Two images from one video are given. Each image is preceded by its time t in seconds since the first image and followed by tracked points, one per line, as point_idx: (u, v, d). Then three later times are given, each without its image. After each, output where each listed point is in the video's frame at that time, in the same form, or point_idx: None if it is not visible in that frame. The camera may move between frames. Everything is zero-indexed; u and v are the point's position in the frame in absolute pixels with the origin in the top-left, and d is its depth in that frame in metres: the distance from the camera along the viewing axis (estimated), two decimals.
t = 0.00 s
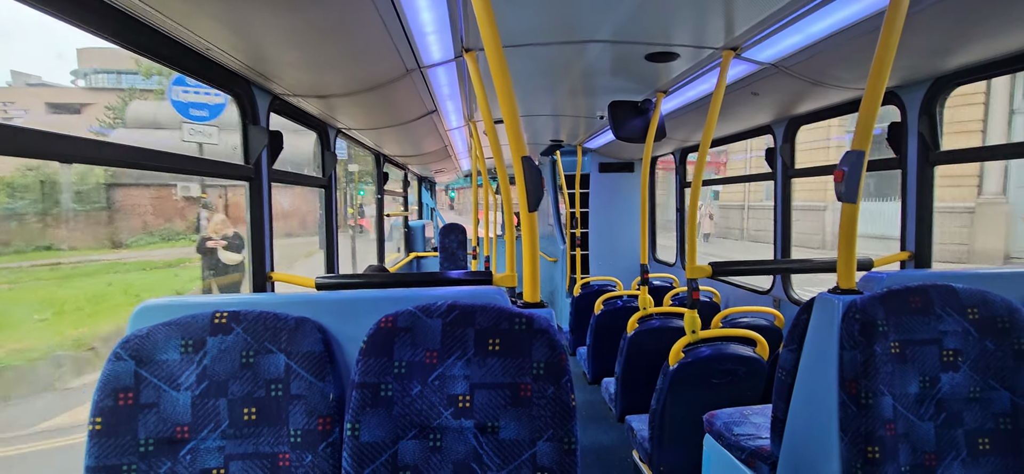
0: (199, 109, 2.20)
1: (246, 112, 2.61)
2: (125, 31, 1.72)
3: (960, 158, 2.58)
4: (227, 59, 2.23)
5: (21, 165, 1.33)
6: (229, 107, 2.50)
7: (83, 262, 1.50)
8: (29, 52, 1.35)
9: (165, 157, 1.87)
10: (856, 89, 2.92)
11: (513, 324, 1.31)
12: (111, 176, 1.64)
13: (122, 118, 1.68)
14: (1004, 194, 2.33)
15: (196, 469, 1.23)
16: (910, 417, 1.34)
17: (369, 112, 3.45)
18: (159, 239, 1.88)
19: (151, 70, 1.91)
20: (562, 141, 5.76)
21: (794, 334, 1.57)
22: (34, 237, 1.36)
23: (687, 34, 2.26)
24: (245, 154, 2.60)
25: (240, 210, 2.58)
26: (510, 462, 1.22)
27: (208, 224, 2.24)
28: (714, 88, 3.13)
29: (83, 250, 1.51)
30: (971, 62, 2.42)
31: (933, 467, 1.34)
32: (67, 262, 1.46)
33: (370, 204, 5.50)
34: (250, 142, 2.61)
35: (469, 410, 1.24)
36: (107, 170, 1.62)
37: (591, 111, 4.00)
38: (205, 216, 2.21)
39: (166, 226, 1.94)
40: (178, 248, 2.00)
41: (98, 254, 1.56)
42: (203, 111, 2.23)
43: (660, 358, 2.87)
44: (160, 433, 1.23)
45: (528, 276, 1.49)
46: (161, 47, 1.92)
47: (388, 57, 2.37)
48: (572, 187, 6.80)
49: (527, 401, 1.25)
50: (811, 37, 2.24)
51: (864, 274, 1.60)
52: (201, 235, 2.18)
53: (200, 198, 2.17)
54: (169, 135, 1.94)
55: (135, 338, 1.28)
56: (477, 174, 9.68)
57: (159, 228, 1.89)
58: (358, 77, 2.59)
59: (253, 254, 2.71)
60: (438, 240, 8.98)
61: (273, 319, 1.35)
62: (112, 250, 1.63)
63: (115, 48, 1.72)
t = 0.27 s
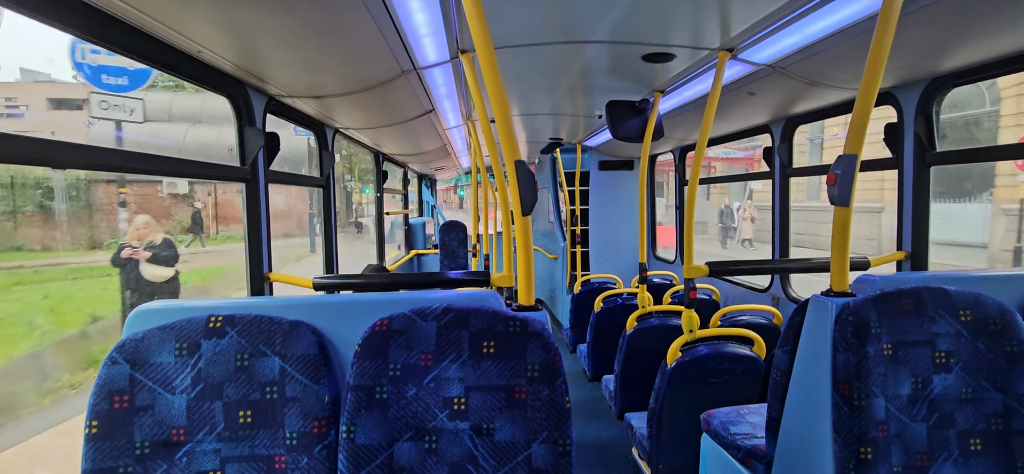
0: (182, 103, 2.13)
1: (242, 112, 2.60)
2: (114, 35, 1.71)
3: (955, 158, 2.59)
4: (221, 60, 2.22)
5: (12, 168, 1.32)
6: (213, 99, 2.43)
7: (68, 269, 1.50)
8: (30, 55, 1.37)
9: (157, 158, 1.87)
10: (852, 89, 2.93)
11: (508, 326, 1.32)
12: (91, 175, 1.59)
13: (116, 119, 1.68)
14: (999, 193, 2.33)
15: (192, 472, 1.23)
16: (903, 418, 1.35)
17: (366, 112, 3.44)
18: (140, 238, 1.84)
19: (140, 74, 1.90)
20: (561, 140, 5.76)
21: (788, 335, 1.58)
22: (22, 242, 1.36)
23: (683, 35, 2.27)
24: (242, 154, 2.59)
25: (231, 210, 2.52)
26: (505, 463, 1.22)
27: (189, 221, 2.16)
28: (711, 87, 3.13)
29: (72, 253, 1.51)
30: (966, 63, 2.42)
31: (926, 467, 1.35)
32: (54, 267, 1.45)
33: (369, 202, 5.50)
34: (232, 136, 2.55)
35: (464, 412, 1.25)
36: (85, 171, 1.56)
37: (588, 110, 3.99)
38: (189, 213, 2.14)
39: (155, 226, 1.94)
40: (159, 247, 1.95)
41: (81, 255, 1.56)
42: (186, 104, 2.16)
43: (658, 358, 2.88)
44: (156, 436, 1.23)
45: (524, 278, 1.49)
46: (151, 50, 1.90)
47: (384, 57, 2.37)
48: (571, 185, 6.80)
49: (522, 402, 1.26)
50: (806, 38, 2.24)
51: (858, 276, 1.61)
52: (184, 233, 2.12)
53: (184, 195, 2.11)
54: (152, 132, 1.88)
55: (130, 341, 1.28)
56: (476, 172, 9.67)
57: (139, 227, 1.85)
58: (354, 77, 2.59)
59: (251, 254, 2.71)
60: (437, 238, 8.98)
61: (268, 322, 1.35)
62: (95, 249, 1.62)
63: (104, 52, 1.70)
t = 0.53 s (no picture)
0: (168, 95, 2.00)
1: (243, 111, 2.60)
2: (118, 32, 1.71)
3: (952, 158, 2.60)
4: (223, 59, 2.22)
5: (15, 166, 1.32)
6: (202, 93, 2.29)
7: (71, 274, 1.48)
8: (34, 52, 1.37)
9: (161, 156, 1.87)
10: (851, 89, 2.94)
11: (511, 325, 1.33)
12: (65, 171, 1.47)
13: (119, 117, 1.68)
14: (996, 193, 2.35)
15: (198, 469, 1.24)
16: (901, 416, 1.36)
17: (365, 110, 3.45)
18: (123, 241, 1.73)
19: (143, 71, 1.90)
20: (558, 138, 5.76)
21: (789, 334, 1.59)
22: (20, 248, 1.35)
23: (683, 35, 2.27)
24: (243, 152, 2.59)
25: (218, 212, 2.39)
26: (509, 461, 1.24)
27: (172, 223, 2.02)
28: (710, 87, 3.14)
29: (77, 254, 1.51)
30: (964, 64, 2.44)
31: (924, 465, 1.37)
32: (55, 273, 1.44)
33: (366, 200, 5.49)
34: (223, 134, 2.42)
35: (468, 410, 1.26)
36: (59, 166, 1.44)
37: (587, 109, 4.00)
38: (170, 215, 1.99)
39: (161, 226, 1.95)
40: (138, 253, 1.81)
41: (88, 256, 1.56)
42: (173, 97, 2.03)
43: (656, 356, 2.89)
44: (162, 434, 1.24)
45: (527, 277, 1.50)
46: (155, 47, 1.90)
47: (385, 57, 2.37)
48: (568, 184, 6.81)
49: (525, 401, 1.27)
50: (806, 38, 2.25)
51: (857, 275, 1.62)
52: (167, 237, 1.98)
53: (165, 195, 1.96)
54: (130, 124, 1.74)
55: (136, 339, 1.29)
56: (473, 170, 9.67)
57: (118, 229, 1.72)
58: (355, 76, 2.60)
59: (251, 253, 2.71)
60: (434, 237, 8.97)
61: (273, 321, 1.36)
62: (103, 252, 1.63)
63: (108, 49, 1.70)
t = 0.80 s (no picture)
0: (152, 90, 1.87)
1: (243, 105, 2.59)
2: (122, 23, 1.70)
3: (953, 159, 2.61)
4: (226, 53, 2.22)
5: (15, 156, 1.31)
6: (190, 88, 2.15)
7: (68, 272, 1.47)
8: (36, 47, 1.37)
9: (163, 150, 1.86)
10: (851, 89, 2.94)
11: (513, 320, 1.32)
12: (31, 170, 1.36)
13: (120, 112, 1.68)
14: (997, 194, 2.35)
15: (198, 463, 1.23)
16: (903, 414, 1.36)
17: (365, 107, 3.44)
18: (101, 248, 1.61)
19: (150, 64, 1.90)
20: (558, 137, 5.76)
21: (789, 332, 1.59)
22: (18, 248, 1.33)
23: (686, 33, 2.27)
24: (243, 147, 2.59)
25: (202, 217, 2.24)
26: (510, 456, 1.23)
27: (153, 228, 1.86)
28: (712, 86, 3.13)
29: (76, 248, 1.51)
30: (966, 64, 2.44)
31: (925, 463, 1.37)
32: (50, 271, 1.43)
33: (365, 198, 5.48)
34: (211, 133, 2.26)
35: (470, 406, 1.26)
36: (21, 152, 1.32)
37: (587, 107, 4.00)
38: (149, 220, 1.84)
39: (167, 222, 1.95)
40: (111, 263, 1.65)
41: (74, 264, 1.49)
42: (156, 92, 1.89)
43: (655, 354, 2.89)
44: (162, 427, 1.23)
45: (528, 273, 1.50)
46: (160, 40, 1.90)
47: (386, 53, 2.37)
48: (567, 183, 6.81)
49: (527, 396, 1.27)
50: (809, 37, 2.25)
51: (859, 274, 1.62)
52: (146, 244, 1.83)
53: (142, 198, 1.80)
54: (104, 117, 1.61)
55: (136, 332, 1.28)
56: (472, 169, 9.66)
57: (93, 236, 1.58)
58: (356, 72, 2.59)
59: (251, 249, 2.70)
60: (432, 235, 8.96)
61: (274, 314, 1.35)
62: (89, 260, 1.55)
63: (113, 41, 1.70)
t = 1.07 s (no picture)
0: (129, 81, 1.77)
1: (240, 102, 2.58)
2: (114, 19, 1.69)
3: (951, 158, 2.61)
4: (222, 48, 2.21)
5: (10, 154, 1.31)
6: (167, 77, 2.04)
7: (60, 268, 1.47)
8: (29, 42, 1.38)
9: (161, 147, 1.85)
10: (850, 88, 2.94)
11: (509, 318, 1.32)
12: None
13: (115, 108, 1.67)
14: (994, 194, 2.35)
15: (191, 461, 1.23)
16: (899, 413, 1.36)
17: (365, 104, 3.43)
18: (66, 253, 1.50)
19: (141, 60, 1.89)
20: (558, 135, 5.75)
21: (786, 330, 1.59)
22: None
23: (685, 30, 2.26)
24: (240, 144, 2.58)
25: (184, 218, 2.12)
26: (506, 454, 1.23)
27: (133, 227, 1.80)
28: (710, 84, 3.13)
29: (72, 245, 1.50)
30: (964, 63, 2.44)
31: (921, 462, 1.37)
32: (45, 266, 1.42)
33: (365, 195, 5.47)
34: (194, 122, 2.16)
35: (465, 404, 1.25)
36: None
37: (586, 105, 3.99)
38: (128, 221, 1.77)
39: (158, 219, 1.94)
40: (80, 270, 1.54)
41: (40, 270, 1.42)
42: (138, 84, 1.82)
43: (653, 353, 2.89)
44: (155, 425, 1.23)
45: (525, 270, 1.49)
46: (152, 36, 1.89)
47: (385, 49, 2.36)
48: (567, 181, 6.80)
49: (523, 394, 1.26)
50: (807, 35, 2.25)
51: (857, 272, 1.61)
52: (124, 247, 1.76)
53: (120, 196, 1.73)
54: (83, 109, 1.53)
55: (130, 329, 1.27)
56: (473, 167, 9.66)
57: (65, 235, 1.50)
58: (354, 68, 2.58)
59: (249, 246, 2.69)
60: (433, 233, 8.96)
61: (269, 312, 1.35)
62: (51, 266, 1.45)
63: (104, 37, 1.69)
